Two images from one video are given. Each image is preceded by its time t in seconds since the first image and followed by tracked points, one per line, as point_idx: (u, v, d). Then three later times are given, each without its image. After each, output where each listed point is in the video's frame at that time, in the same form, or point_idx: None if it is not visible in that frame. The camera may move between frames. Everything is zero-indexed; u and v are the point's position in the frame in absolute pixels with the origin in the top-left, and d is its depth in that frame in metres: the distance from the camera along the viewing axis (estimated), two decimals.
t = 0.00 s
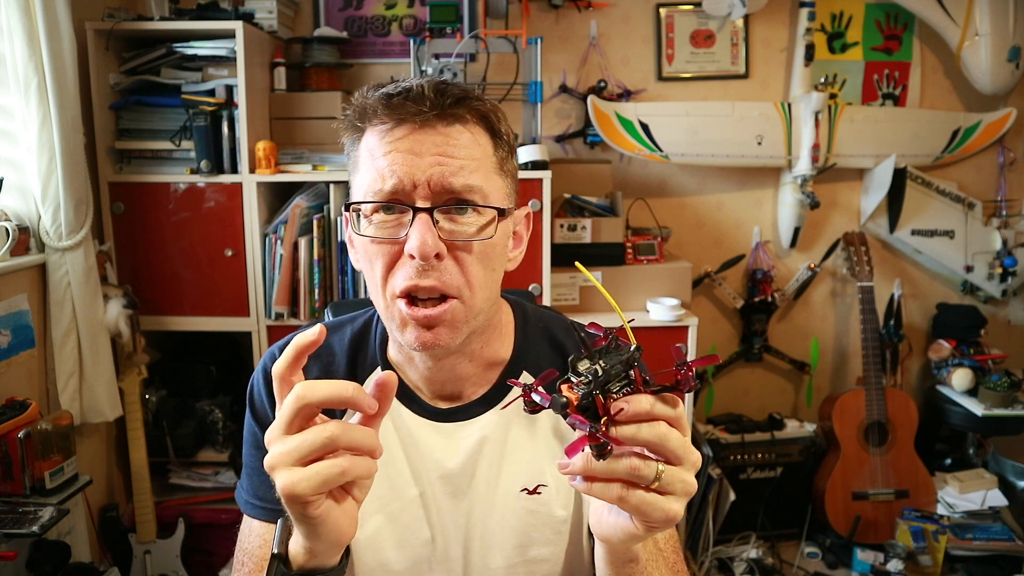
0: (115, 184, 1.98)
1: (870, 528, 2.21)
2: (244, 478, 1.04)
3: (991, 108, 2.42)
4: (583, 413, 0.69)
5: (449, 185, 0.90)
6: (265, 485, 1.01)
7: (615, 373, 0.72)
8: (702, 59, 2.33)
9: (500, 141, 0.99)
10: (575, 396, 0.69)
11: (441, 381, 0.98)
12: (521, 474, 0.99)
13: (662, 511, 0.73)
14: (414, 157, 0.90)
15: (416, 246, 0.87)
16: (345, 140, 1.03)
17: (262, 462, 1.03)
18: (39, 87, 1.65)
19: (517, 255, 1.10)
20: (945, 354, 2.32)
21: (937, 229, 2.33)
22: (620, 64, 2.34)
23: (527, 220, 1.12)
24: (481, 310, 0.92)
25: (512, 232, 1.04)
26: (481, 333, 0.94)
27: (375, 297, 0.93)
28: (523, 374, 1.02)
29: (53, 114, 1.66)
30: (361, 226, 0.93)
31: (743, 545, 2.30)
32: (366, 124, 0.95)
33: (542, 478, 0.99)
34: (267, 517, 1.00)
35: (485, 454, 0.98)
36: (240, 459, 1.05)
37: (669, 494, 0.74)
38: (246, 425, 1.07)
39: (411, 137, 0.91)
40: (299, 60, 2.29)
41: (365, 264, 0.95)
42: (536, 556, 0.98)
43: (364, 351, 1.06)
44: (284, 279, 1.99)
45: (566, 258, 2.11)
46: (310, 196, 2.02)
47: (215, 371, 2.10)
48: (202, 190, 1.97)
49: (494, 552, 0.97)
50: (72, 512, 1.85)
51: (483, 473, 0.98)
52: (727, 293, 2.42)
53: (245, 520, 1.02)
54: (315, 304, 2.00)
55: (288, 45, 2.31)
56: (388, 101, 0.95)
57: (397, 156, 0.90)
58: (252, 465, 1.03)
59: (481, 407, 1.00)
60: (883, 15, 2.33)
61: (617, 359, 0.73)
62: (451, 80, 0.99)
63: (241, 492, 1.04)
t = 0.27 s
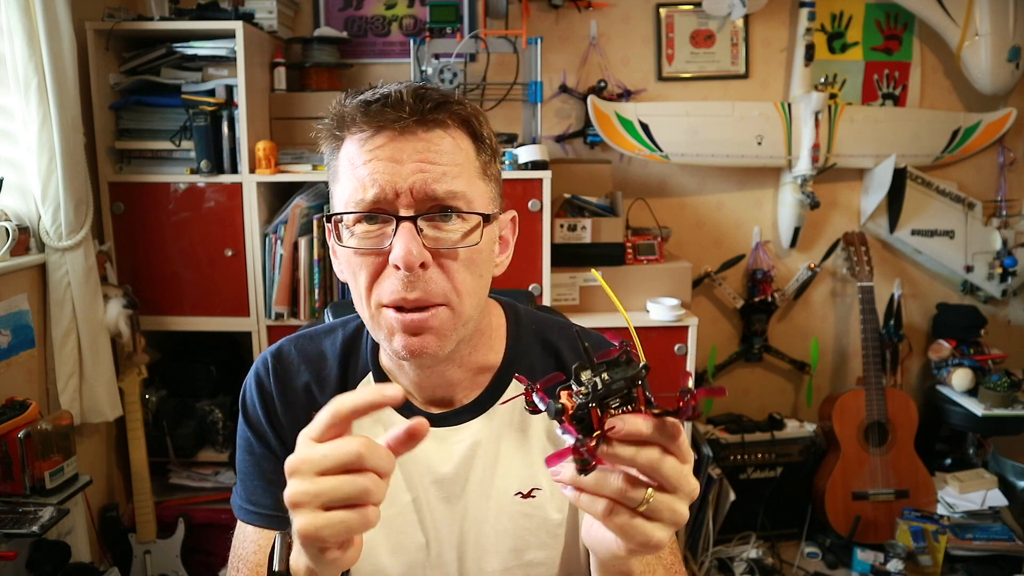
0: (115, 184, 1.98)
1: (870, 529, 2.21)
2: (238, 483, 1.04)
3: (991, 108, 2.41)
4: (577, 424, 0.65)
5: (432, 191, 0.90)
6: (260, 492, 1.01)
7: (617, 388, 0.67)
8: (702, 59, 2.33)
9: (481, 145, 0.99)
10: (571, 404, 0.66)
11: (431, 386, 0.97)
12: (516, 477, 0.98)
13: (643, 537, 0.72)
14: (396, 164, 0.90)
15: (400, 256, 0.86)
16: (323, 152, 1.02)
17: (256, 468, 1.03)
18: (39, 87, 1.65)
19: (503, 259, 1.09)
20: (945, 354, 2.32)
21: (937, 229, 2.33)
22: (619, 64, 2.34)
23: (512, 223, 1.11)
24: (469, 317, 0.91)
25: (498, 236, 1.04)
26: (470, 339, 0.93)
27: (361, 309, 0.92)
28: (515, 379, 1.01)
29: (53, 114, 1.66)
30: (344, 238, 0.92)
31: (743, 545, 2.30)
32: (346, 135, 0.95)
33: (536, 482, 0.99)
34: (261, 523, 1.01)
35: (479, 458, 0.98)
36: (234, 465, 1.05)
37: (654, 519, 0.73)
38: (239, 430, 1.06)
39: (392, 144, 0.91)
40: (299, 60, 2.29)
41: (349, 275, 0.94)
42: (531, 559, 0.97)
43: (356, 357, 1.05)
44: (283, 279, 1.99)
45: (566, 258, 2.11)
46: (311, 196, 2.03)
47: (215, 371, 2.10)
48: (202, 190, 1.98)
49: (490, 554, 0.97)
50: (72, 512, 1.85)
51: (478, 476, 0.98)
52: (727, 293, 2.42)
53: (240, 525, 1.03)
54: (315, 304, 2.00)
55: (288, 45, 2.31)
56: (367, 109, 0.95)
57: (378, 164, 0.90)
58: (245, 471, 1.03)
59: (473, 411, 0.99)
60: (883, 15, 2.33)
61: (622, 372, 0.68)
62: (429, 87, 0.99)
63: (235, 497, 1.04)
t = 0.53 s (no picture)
0: (115, 184, 1.98)
1: (870, 529, 2.21)
2: (237, 486, 1.03)
3: (991, 108, 2.41)
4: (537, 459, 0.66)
5: (436, 218, 0.85)
6: (258, 493, 1.00)
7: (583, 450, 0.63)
8: (702, 59, 2.33)
9: (468, 149, 0.93)
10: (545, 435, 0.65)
11: (431, 388, 0.97)
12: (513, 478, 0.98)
13: None
14: (396, 196, 0.83)
15: (414, 288, 0.84)
16: (301, 174, 0.93)
17: (254, 469, 1.02)
18: (39, 87, 1.65)
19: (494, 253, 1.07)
20: (945, 354, 2.32)
21: (937, 229, 2.33)
22: (620, 65, 2.34)
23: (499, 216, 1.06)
24: (477, 323, 0.92)
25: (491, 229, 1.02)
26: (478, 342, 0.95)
27: (370, 334, 0.91)
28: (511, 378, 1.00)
29: (53, 114, 1.66)
30: (346, 273, 0.87)
31: (743, 545, 2.30)
32: (333, 168, 0.86)
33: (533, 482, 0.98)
34: (258, 524, 0.99)
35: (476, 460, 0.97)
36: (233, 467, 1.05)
37: None
38: (239, 432, 1.06)
39: (389, 177, 0.83)
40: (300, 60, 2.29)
41: (352, 303, 0.90)
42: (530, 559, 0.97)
43: (353, 356, 1.05)
44: (283, 279, 1.99)
45: (566, 258, 2.11)
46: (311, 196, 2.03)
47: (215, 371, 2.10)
48: (202, 190, 1.97)
49: (488, 555, 0.97)
50: (72, 512, 1.85)
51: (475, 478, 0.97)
52: (727, 293, 2.42)
53: (239, 528, 1.02)
54: (315, 304, 2.00)
55: (288, 45, 2.31)
56: (353, 140, 0.86)
57: (378, 199, 0.83)
58: (244, 472, 1.03)
59: (470, 413, 0.98)
60: (883, 15, 2.33)
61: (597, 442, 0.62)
62: (413, 101, 0.89)
63: (234, 499, 1.03)
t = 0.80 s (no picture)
0: (115, 184, 1.98)
1: (870, 529, 2.21)
2: (238, 486, 1.03)
3: (991, 108, 2.41)
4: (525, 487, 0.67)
5: (428, 229, 0.84)
6: (258, 494, 1.00)
7: (564, 491, 0.63)
8: (702, 59, 2.33)
9: (463, 155, 0.92)
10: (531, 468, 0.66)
11: (430, 390, 0.97)
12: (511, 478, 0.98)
13: None
14: (387, 208, 0.83)
15: (405, 300, 0.84)
16: (297, 182, 0.93)
17: (254, 470, 1.02)
18: (39, 87, 1.65)
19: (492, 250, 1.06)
20: (945, 354, 2.32)
21: (937, 229, 2.33)
22: (620, 65, 2.34)
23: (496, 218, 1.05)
24: (473, 329, 0.93)
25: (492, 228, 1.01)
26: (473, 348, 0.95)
27: (365, 341, 0.91)
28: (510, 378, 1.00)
29: (53, 114, 1.66)
30: (340, 282, 0.88)
31: (743, 545, 2.30)
32: (325, 178, 0.86)
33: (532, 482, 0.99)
34: (259, 524, 0.99)
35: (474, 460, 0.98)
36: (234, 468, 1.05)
37: None
38: (239, 432, 1.06)
39: (380, 189, 0.82)
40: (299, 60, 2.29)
41: (346, 310, 0.91)
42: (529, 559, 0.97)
43: (352, 356, 1.05)
44: (283, 279, 1.99)
45: (566, 258, 2.11)
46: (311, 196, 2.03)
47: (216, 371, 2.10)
48: (202, 190, 1.98)
49: (488, 554, 0.97)
50: (72, 512, 1.85)
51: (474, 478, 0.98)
52: (727, 293, 2.42)
53: (239, 528, 1.02)
54: (315, 304, 2.00)
55: (288, 45, 2.31)
56: (344, 152, 0.85)
57: (369, 211, 0.83)
58: (244, 472, 1.03)
59: (470, 412, 0.98)
60: (883, 15, 2.33)
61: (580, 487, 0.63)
62: (406, 112, 0.89)
63: (234, 499, 1.03)
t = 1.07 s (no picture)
0: (115, 184, 1.98)
1: (870, 529, 2.21)
2: (238, 486, 1.03)
3: (991, 108, 2.41)
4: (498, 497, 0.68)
5: (427, 234, 0.84)
6: (259, 494, 1.00)
7: (534, 492, 0.64)
8: (702, 59, 2.33)
9: (464, 158, 0.91)
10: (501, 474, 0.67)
11: (430, 390, 0.97)
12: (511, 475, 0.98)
13: None
14: (387, 213, 0.83)
15: (404, 303, 0.84)
16: (298, 183, 0.94)
17: (255, 470, 1.02)
18: (39, 87, 1.65)
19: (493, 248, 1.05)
20: (945, 354, 2.32)
21: (937, 229, 2.33)
22: (619, 65, 2.34)
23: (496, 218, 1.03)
24: (473, 331, 0.93)
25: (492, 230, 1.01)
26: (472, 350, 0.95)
27: (364, 341, 0.91)
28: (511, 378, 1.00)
29: (53, 114, 1.66)
30: (340, 282, 0.88)
31: (743, 545, 2.30)
32: (326, 181, 0.86)
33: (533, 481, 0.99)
34: (259, 524, 1.00)
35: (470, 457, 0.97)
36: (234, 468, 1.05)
37: None
38: (239, 432, 1.06)
39: (380, 194, 0.82)
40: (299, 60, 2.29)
41: (347, 309, 0.91)
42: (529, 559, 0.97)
43: (353, 356, 1.05)
44: (283, 279, 1.99)
45: (566, 258, 2.11)
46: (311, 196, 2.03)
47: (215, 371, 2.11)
48: (202, 190, 1.98)
49: (488, 554, 0.97)
50: (71, 512, 1.85)
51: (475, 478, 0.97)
52: (727, 293, 2.42)
53: (239, 528, 1.02)
54: (315, 305, 2.00)
55: (288, 45, 2.31)
56: (344, 155, 0.85)
57: (368, 215, 0.82)
58: (244, 472, 1.03)
59: (471, 412, 0.98)
60: (883, 15, 2.33)
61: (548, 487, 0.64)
62: (407, 115, 0.88)
63: (235, 499, 1.03)
